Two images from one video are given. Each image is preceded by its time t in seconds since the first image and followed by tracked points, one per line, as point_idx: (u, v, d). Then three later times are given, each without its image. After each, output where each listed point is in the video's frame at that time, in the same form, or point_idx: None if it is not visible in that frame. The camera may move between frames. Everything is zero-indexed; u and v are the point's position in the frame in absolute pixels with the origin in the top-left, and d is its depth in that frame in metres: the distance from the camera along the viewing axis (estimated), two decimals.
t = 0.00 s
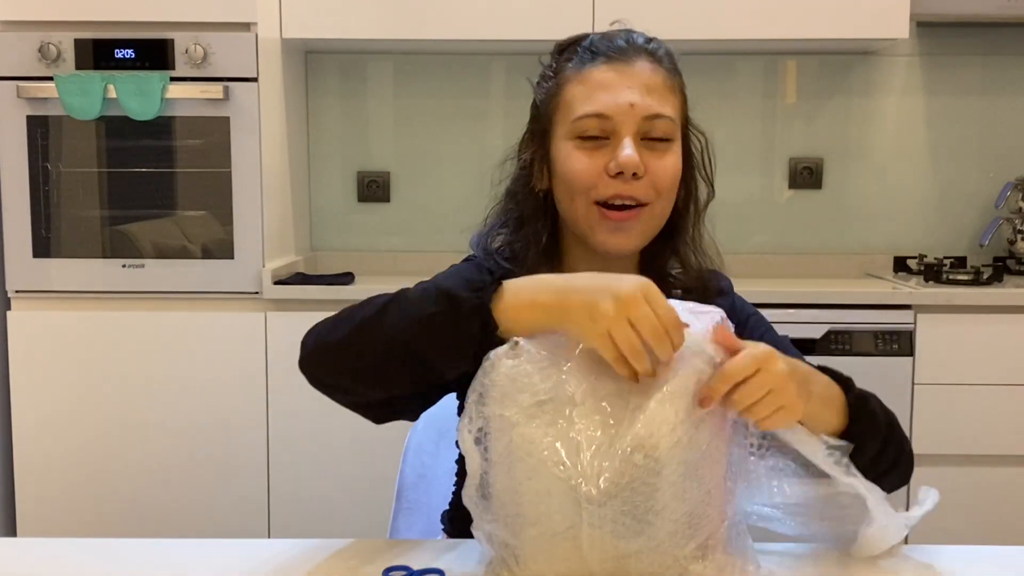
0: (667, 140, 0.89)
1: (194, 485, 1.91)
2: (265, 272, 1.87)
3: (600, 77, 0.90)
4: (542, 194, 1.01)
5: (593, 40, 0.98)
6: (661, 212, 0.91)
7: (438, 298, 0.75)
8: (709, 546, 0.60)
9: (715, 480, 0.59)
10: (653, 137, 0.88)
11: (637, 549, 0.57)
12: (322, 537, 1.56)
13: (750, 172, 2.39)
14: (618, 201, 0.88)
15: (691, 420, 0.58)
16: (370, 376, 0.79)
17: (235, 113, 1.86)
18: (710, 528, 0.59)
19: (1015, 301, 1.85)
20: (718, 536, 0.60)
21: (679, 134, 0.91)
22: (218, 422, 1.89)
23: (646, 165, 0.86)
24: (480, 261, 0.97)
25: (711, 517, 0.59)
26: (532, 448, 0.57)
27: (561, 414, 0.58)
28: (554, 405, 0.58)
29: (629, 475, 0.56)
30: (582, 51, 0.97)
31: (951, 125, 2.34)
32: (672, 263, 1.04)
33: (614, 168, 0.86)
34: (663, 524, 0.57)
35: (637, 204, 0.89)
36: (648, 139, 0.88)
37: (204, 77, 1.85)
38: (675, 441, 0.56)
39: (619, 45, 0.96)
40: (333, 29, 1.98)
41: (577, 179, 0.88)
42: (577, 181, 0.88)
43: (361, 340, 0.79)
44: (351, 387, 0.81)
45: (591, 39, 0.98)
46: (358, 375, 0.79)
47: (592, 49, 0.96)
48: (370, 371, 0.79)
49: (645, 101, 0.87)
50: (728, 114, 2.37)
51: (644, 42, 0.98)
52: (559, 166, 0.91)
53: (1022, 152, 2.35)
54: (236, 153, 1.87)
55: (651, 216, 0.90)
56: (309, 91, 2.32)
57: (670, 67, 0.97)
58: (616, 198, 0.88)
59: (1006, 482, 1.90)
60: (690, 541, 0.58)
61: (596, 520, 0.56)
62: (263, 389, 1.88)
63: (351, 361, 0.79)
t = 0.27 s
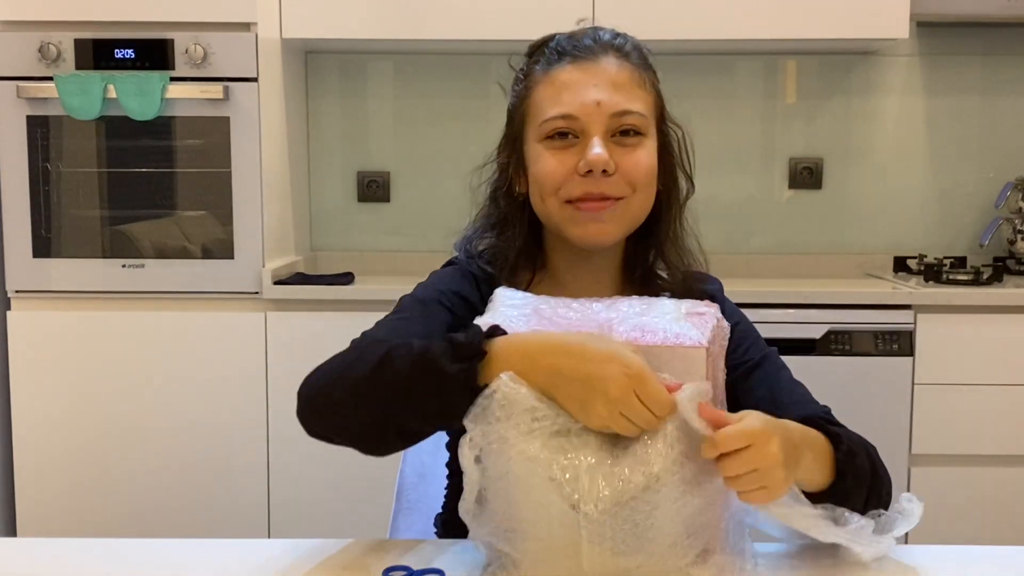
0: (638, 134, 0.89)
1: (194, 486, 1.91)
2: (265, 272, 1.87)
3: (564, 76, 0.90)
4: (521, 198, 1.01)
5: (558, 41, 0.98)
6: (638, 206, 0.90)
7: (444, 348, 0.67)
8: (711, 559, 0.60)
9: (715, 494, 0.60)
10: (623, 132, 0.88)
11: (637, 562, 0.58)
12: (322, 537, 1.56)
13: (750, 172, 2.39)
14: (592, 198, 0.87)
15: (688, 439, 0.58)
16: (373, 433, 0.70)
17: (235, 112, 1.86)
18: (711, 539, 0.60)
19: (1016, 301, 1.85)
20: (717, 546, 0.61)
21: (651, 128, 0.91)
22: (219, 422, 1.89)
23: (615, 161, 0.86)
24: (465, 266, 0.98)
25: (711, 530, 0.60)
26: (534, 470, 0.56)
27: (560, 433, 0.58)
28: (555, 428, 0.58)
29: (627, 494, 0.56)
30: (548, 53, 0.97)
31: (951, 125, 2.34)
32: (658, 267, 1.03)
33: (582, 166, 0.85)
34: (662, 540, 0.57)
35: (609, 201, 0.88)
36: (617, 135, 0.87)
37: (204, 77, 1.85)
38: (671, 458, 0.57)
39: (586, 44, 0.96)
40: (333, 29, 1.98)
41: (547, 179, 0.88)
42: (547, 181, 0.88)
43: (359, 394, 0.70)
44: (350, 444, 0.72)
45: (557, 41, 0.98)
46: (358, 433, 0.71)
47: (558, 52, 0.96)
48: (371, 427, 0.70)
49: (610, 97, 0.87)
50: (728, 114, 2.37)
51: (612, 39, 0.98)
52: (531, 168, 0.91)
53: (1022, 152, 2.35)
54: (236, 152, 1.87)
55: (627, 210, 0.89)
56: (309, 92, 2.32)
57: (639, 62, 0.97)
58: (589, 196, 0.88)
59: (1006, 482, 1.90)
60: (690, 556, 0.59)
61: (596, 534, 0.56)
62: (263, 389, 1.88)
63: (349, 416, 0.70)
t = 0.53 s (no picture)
0: (615, 137, 0.90)
1: (194, 486, 1.91)
2: (264, 272, 1.87)
3: (537, 81, 0.91)
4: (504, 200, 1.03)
5: (532, 44, 0.98)
6: (619, 210, 0.92)
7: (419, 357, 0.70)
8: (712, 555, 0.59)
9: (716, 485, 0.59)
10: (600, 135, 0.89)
11: (637, 553, 0.57)
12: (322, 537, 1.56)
13: (749, 172, 2.39)
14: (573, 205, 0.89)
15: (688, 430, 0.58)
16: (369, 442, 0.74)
17: (235, 112, 1.86)
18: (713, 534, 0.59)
19: (1016, 301, 1.85)
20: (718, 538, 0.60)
21: (629, 129, 0.92)
22: (219, 422, 1.89)
23: (593, 166, 0.87)
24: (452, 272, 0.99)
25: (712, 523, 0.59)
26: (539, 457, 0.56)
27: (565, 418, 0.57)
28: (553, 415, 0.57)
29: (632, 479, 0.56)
30: (523, 57, 0.97)
31: (951, 125, 2.34)
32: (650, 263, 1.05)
33: (560, 172, 0.86)
34: (662, 528, 0.57)
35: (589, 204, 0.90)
36: (594, 139, 0.88)
37: (204, 77, 1.85)
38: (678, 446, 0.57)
39: (559, 45, 0.96)
40: (333, 29, 1.98)
41: (526, 186, 0.89)
42: (526, 187, 0.89)
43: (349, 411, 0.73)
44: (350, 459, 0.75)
45: (531, 43, 0.98)
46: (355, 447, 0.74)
47: (532, 55, 0.96)
48: (367, 439, 0.73)
49: (585, 100, 0.87)
50: (727, 114, 2.37)
51: (585, 38, 0.98)
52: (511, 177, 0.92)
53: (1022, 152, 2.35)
54: (236, 153, 1.87)
55: (608, 215, 0.91)
56: (309, 92, 2.32)
57: (615, 59, 0.97)
58: (569, 202, 0.89)
59: (1007, 482, 1.90)
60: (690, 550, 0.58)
61: (600, 525, 0.56)
62: (263, 389, 1.88)
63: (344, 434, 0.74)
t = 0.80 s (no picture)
0: (605, 149, 0.92)
1: (194, 486, 1.91)
2: (265, 272, 1.87)
3: (526, 95, 0.92)
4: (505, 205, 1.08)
5: (522, 51, 0.99)
6: (612, 220, 0.95)
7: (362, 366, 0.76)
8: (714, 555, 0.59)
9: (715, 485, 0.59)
10: (590, 148, 0.91)
11: (637, 553, 0.57)
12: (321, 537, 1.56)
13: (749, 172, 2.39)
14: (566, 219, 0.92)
15: (695, 428, 0.56)
16: (330, 444, 0.80)
17: (235, 112, 1.86)
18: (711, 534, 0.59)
19: (1016, 301, 1.85)
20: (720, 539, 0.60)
21: (619, 140, 0.94)
22: (218, 422, 1.89)
23: (584, 179, 0.90)
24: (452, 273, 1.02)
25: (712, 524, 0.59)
26: (537, 463, 0.56)
27: (564, 420, 0.58)
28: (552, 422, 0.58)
29: (630, 481, 0.56)
30: (513, 66, 0.98)
31: (951, 125, 2.34)
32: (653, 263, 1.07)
33: (553, 188, 0.89)
34: (663, 530, 0.57)
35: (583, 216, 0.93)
36: (584, 151, 0.91)
37: (203, 76, 1.85)
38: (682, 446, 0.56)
39: (546, 53, 0.96)
40: (333, 29, 1.98)
41: (521, 201, 0.92)
42: (521, 202, 0.92)
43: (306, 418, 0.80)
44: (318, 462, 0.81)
45: (521, 51, 0.99)
46: (319, 446, 0.80)
47: (521, 64, 0.97)
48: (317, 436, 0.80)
49: (574, 115, 0.90)
50: (727, 114, 2.37)
51: (573, 42, 0.99)
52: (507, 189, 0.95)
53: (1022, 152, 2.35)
54: (236, 153, 1.87)
55: (602, 227, 0.95)
56: (309, 92, 2.32)
57: (606, 65, 0.98)
58: (563, 215, 0.92)
59: (1007, 482, 1.90)
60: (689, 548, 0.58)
61: (597, 527, 0.56)
62: (263, 389, 1.88)
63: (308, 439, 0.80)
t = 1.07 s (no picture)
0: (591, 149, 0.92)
1: (194, 486, 1.91)
2: (265, 272, 1.87)
3: (512, 96, 0.93)
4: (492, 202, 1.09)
5: (508, 54, 0.99)
6: (598, 218, 0.94)
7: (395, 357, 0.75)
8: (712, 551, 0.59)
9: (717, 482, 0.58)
10: (576, 148, 0.91)
11: (626, 544, 0.57)
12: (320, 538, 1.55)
13: (749, 172, 2.39)
14: (552, 218, 0.91)
15: (688, 425, 0.56)
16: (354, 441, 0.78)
17: (235, 112, 1.86)
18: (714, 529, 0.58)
19: (1016, 301, 1.85)
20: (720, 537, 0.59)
21: (604, 141, 0.94)
22: (219, 422, 1.89)
23: (570, 178, 0.90)
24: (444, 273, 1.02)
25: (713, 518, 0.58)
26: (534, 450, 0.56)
27: (566, 412, 0.58)
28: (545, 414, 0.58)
29: (625, 471, 0.56)
30: (500, 68, 0.98)
31: (951, 125, 2.34)
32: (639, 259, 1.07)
33: (539, 187, 0.89)
34: (658, 523, 0.57)
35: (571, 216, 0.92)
36: (570, 152, 0.91)
37: (203, 77, 1.85)
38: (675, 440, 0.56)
39: (532, 55, 0.96)
40: (333, 29, 1.98)
41: (509, 202, 0.92)
42: (509, 203, 0.92)
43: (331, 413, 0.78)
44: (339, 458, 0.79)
45: (507, 54, 1.00)
46: (344, 448, 0.78)
47: (507, 66, 0.97)
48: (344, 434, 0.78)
49: (560, 117, 0.90)
50: (727, 114, 2.37)
51: (560, 46, 0.99)
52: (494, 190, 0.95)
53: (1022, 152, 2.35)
54: (236, 153, 1.87)
55: (588, 225, 0.93)
56: (309, 91, 2.32)
57: (591, 67, 0.98)
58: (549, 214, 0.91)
59: (1007, 482, 1.90)
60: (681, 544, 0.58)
61: (585, 513, 0.56)
62: (263, 389, 1.88)
63: (332, 436, 0.79)
